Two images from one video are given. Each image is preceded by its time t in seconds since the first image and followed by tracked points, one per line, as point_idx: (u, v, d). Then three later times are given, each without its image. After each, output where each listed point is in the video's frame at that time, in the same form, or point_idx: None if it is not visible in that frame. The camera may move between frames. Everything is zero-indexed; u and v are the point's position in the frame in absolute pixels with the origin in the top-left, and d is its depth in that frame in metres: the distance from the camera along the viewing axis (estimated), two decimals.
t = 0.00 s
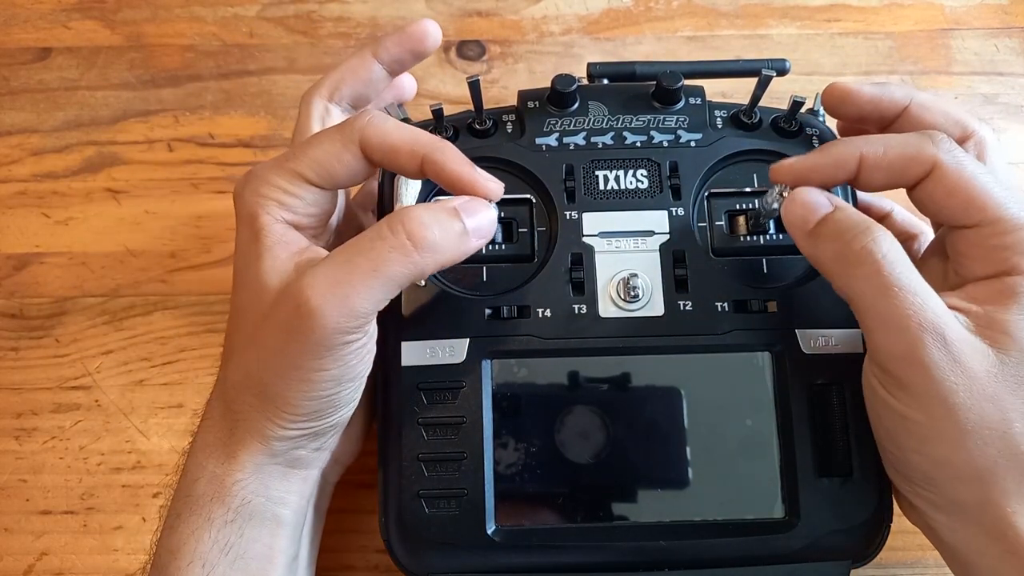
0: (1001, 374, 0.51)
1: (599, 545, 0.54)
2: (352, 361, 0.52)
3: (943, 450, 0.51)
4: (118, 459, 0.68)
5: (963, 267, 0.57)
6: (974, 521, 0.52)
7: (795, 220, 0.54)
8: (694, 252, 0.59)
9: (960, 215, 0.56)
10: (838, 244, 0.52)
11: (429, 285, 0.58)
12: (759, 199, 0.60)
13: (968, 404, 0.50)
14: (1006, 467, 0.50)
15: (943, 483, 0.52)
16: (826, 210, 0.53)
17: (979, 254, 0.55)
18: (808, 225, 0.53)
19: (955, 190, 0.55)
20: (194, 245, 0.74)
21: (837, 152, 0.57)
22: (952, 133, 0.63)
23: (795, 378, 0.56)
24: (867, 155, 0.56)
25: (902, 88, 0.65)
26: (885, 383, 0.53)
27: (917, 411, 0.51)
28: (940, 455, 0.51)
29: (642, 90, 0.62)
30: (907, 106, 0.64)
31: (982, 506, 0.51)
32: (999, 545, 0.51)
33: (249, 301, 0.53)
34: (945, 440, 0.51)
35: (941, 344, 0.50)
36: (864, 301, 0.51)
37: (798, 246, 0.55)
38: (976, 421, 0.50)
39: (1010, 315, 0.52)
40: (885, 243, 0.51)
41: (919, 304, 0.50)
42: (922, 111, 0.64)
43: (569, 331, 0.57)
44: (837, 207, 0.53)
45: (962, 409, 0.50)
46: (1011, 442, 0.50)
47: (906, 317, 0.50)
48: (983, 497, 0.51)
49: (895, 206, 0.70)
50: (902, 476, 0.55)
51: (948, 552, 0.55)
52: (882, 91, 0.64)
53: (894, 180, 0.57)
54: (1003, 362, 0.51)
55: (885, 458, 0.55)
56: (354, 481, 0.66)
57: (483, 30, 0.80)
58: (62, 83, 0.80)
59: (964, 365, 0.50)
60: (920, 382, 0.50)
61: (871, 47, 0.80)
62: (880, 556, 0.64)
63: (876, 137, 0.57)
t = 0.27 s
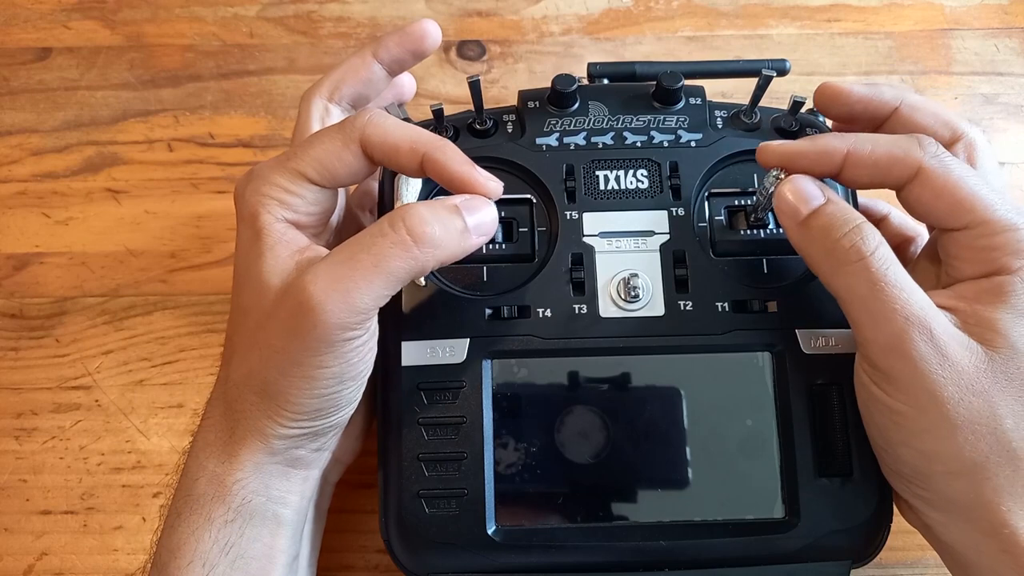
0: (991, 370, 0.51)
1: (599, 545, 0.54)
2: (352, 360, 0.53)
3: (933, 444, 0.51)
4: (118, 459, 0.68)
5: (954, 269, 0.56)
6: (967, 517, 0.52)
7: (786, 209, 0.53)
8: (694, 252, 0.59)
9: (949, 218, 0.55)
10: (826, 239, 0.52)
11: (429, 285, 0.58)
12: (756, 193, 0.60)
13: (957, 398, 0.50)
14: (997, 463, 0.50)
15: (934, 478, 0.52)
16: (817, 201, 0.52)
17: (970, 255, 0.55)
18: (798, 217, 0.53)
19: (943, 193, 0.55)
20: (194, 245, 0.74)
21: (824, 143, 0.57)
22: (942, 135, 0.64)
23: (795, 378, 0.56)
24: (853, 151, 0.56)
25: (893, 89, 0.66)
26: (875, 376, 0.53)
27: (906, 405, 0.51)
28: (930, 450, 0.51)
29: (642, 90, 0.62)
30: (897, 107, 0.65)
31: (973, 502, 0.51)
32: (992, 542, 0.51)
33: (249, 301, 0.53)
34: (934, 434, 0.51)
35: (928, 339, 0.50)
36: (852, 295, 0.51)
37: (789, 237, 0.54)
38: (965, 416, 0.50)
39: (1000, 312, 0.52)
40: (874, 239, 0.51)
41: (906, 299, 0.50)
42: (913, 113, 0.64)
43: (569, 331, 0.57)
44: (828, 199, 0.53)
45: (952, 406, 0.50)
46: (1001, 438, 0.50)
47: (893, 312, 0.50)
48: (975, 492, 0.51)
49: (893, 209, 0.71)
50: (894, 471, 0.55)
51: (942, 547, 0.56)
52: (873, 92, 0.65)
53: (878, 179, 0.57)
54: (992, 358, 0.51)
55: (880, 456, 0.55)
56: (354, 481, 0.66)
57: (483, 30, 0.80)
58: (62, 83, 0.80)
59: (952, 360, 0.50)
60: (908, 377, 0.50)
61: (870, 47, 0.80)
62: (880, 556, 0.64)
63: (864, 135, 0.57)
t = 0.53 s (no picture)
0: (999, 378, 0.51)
1: (599, 545, 0.54)
2: (337, 359, 0.53)
3: (939, 453, 0.51)
4: (118, 459, 0.68)
5: (951, 271, 0.57)
6: (968, 522, 0.52)
7: (791, 224, 0.54)
8: (694, 252, 0.59)
9: (949, 219, 0.56)
10: (835, 248, 0.52)
11: (429, 285, 0.58)
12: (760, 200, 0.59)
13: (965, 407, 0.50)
14: (1002, 470, 0.50)
15: (939, 485, 0.52)
16: (819, 215, 0.53)
17: (968, 257, 0.56)
18: (802, 232, 0.54)
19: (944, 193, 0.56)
20: (194, 245, 0.74)
21: (823, 155, 0.57)
22: (936, 135, 0.64)
23: (795, 378, 0.56)
24: (853, 159, 0.57)
25: (887, 90, 0.66)
26: (882, 384, 0.53)
27: (915, 414, 0.51)
28: (937, 458, 0.51)
29: (642, 90, 0.62)
30: (891, 108, 0.65)
31: (976, 508, 0.51)
32: (994, 548, 0.51)
33: (243, 304, 0.54)
34: (942, 443, 0.51)
35: (939, 347, 0.50)
36: (862, 304, 0.51)
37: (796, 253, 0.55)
38: (973, 425, 0.50)
39: (1005, 318, 0.52)
40: (882, 246, 0.51)
41: (917, 307, 0.50)
42: (906, 113, 0.65)
43: (568, 331, 0.57)
44: (831, 212, 0.53)
45: (960, 414, 0.50)
46: (1008, 445, 0.50)
47: (905, 321, 0.50)
48: (978, 499, 0.51)
49: (886, 208, 0.71)
50: (897, 477, 0.54)
51: (940, 549, 0.56)
52: (867, 93, 0.65)
53: (880, 184, 0.57)
54: (999, 365, 0.51)
55: (881, 461, 0.55)
56: (354, 481, 0.66)
57: (483, 30, 0.80)
58: (62, 84, 0.80)
59: (962, 369, 0.50)
60: (918, 386, 0.50)
61: (871, 47, 0.80)
62: (880, 556, 0.64)
63: (861, 142, 0.57)
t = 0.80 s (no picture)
0: (993, 382, 0.51)
1: (599, 545, 0.54)
2: (354, 362, 0.52)
3: (936, 460, 0.51)
4: (118, 459, 0.68)
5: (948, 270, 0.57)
6: (966, 526, 0.52)
7: (782, 229, 0.53)
8: (694, 252, 0.59)
9: (942, 220, 0.56)
10: (827, 254, 0.52)
11: (429, 285, 0.58)
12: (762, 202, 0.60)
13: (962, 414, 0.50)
14: (998, 474, 0.51)
15: (935, 491, 0.52)
16: (812, 220, 0.53)
17: (961, 260, 0.56)
18: (795, 236, 0.53)
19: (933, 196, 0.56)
20: (194, 245, 0.74)
21: (817, 155, 0.57)
22: (930, 138, 0.65)
23: (795, 379, 0.56)
24: (846, 160, 0.57)
25: (879, 94, 0.66)
26: (879, 392, 0.52)
27: (912, 422, 0.51)
28: (933, 465, 0.51)
29: (642, 90, 0.62)
30: (884, 112, 0.66)
31: (973, 512, 0.51)
32: (991, 552, 0.51)
33: (256, 305, 0.53)
34: (939, 450, 0.51)
35: (933, 355, 0.50)
36: (856, 311, 0.51)
37: (788, 257, 0.55)
38: (969, 431, 0.50)
39: (999, 323, 0.52)
40: (874, 253, 0.51)
41: (911, 315, 0.50)
42: (899, 116, 0.66)
43: (568, 331, 0.57)
44: (825, 216, 0.53)
45: (956, 421, 0.50)
46: (1002, 450, 0.51)
47: (898, 330, 0.50)
48: (975, 504, 0.51)
49: (881, 212, 0.71)
50: (894, 484, 0.54)
51: (936, 552, 0.56)
52: (860, 97, 0.65)
53: (873, 185, 0.57)
54: (993, 370, 0.51)
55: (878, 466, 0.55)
56: (355, 481, 0.67)
57: (483, 29, 0.80)
58: (62, 83, 0.80)
59: (956, 375, 0.50)
60: (915, 394, 0.50)
61: (870, 47, 0.80)
62: (880, 556, 0.64)
63: (855, 143, 0.57)
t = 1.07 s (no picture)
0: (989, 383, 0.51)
1: (599, 545, 0.54)
2: (361, 362, 0.52)
3: (932, 459, 0.51)
4: (118, 459, 0.68)
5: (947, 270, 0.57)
6: (962, 526, 0.52)
7: (780, 228, 0.53)
8: (694, 252, 0.59)
9: (940, 221, 0.56)
10: (823, 253, 0.51)
11: (429, 285, 0.58)
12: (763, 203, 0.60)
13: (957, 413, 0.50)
14: (994, 474, 0.51)
15: (932, 491, 0.52)
16: (810, 218, 0.53)
17: (960, 260, 0.56)
18: (793, 235, 0.53)
19: (932, 197, 0.56)
20: (194, 245, 0.74)
21: (818, 156, 0.57)
22: (929, 139, 0.65)
23: (795, 379, 0.56)
24: (846, 161, 0.57)
25: (878, 95, 0.66)
26: (875, 391, 0.52)
27: (907, 421, 0.51)
28: (929, 464, 0.51)
29: (642, 90, 0.62)
30: (883, 113, 0.66)
31: (970, 512, 0.52)
32: (987, 553, 0.52)
33: (260, 306, 0.53)
34: (935, 449, 0.51)
35: (929, 354, 0.50)
36: (853, 311, 0.51)
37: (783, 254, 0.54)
38: (965, 431, 0.50)
39: (997, 325, 0.52)
40: (872, 253, 0.51)
41: (906, 315, 0.50)
42: (898, 118, 0.66)
43: (569, 331, 0.57)
44: (823, 215, 0.53)
45: (951, 420, 0.50)
46: (998, 451, 0.51)
47: (895, 329, 0.50)
48: (972, 504, 0.51)
49: (879, 212, 0.71)
50: (891, 484, 0.54)
51: (934, 553, 0.56)
52: (858, 99, 0.65)
53: (873, 185, 0.57)
54: (988, 370, 0.51)
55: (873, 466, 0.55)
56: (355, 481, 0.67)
57: (483, 29, 0.80)
58: (62, 84, 0.80)
59: (952, 375, 0.50)
60: (911, 393, 0.50)
61: (871, 47, 0.80)
62: (880, 556, 0.64)
63: (855, 144, 0.57)
